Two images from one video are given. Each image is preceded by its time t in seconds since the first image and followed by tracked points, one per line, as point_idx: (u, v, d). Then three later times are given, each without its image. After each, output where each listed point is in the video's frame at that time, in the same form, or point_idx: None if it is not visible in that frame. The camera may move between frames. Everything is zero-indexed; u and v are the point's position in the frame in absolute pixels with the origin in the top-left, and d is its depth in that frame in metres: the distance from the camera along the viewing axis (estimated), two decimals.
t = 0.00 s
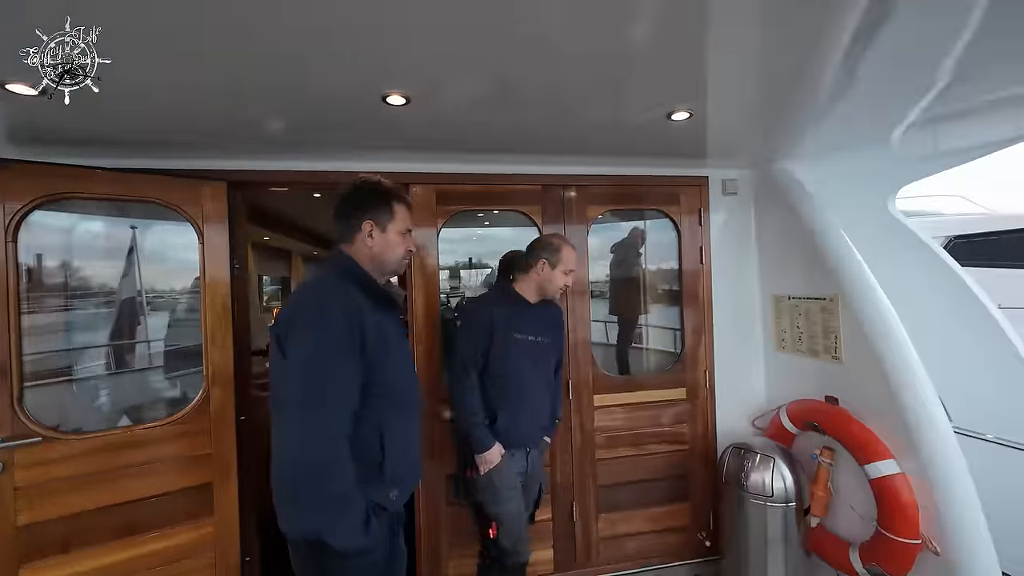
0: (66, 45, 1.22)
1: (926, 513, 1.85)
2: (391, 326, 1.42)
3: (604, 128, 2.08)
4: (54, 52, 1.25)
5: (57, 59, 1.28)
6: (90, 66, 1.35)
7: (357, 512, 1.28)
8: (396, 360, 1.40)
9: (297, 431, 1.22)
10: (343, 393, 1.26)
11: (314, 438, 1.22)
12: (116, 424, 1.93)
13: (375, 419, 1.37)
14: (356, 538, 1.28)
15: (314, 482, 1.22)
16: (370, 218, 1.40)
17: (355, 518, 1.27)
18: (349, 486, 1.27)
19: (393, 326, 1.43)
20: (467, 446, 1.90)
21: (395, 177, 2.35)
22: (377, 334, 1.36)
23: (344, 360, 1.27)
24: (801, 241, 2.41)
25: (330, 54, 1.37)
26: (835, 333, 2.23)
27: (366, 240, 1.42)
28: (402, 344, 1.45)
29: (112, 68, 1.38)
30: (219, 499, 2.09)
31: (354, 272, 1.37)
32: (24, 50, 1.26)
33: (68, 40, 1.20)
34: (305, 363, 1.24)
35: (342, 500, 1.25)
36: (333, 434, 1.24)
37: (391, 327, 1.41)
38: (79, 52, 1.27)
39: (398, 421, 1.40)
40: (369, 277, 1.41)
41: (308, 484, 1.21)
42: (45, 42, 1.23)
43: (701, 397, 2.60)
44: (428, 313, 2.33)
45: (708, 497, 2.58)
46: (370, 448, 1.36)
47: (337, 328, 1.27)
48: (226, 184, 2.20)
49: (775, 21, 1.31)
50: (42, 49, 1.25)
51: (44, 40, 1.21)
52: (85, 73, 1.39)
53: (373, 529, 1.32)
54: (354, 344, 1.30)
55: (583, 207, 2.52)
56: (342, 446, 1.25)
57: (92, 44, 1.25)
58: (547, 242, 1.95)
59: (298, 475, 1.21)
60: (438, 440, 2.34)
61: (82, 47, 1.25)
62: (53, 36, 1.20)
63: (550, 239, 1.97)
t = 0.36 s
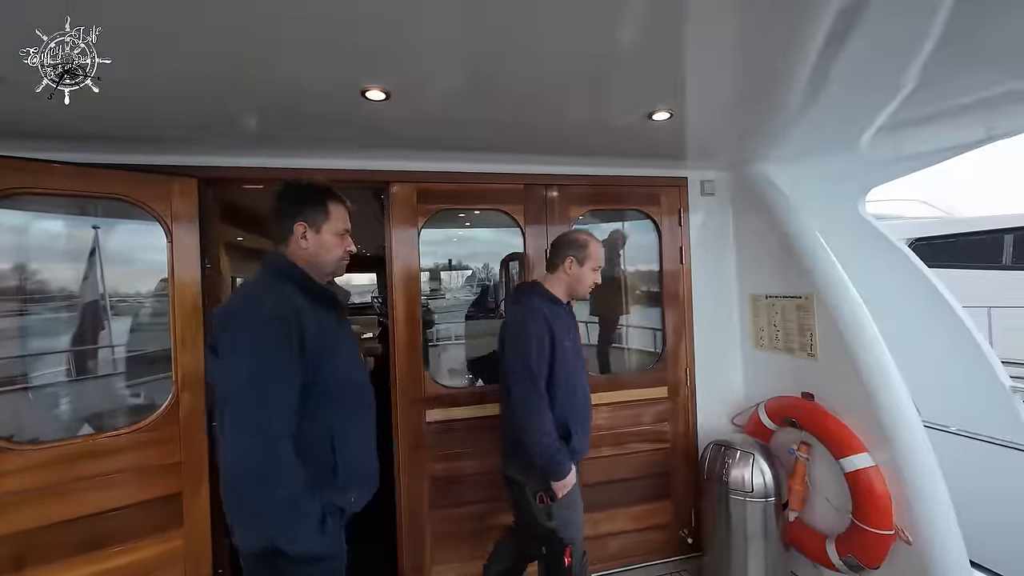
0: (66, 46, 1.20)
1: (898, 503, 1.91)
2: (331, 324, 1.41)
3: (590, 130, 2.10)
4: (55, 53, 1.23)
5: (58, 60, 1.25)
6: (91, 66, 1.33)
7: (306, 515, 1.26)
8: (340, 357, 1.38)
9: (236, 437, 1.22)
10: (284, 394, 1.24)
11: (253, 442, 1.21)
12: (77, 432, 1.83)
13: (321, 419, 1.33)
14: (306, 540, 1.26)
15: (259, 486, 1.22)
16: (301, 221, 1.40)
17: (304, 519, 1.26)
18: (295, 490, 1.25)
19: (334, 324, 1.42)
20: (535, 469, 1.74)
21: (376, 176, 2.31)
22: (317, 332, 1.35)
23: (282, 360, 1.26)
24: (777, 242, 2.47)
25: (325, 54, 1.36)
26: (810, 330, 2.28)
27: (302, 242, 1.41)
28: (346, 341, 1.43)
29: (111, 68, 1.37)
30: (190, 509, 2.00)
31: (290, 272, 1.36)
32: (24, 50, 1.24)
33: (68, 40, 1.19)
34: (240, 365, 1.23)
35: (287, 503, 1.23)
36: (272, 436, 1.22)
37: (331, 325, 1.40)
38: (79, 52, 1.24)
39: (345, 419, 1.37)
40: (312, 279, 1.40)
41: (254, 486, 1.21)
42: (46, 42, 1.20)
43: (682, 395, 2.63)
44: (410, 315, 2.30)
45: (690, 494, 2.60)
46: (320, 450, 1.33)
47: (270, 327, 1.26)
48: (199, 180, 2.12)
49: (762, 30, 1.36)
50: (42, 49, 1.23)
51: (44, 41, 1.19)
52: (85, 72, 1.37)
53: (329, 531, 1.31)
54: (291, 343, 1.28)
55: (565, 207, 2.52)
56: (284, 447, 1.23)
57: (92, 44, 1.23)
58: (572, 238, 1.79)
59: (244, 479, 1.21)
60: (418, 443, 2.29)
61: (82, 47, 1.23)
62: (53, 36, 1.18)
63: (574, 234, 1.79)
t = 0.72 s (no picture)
0: (65, 45, 1.19)
1: (902, 501, 1.96)
2: (310, 327, 1.45)
3: (596, 135, 2.12)
4: (54, 52, 1.22)
5: (57, 59, 1.25)
6: (91, 66, 1.32)
7: (278, 516, 1.27)
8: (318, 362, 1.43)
9: (212, 436, 1.21)
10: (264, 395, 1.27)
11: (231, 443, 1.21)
12: (90, 440, 1.82)
13: (297, 421, 1.38)
14: (276, 543, 1.27)
15: (232, 487, 1.21)
16: (287, 234, 1.45)
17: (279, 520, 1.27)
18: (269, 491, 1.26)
19: (312, 328, 1.46)
20: (617, 476, 1.69)
21: (388, 180, 2.32)
22: (297, 337, 1.39)
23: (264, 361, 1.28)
24: (781, 245, 2.52)
25: (333, 59, 1.36)
26: (814, 333, 2.34)
27: (290, 255, 1.46)
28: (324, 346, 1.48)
29: (113, 68, 1.35)
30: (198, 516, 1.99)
31: (276, 281, 1.42)
32: (23, 50, 1.23)
33: (68, 40, 1.18)
34: (216, 363, 1.24)
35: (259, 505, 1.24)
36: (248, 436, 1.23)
37: (309, 328, 1.44)
38: (79, 52, 1.23)
39: (322, 422, 1.41)
40: (300, 291, 1.46)
41: (229, 488, 1.21)
42: (45, 42, 1.19)
43: (688, 397, 2.67)
44: (418, 318, 2.31)
45: (697, 495, 2.64)
46: (290, 450, 1.37)
47: (253, 327, 1.28)
48: (212, 185, 2.14)
49: (766, 34, 1.36)
50: (42, 49, 1.22)
51: (44, 40, 1.18)
52: (86, 72, 1.35)
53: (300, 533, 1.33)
54: (270, 344, 1.31)
55: (573, 212, 2.55)
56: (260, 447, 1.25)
57: (93, 44, 1.21)
58: (649, 231, 1.78)
59: (216, 481, 1.21)
60: (431, 448, 2.30)
61: (82, 47, 1.22)
62: (53, 35, 1.17)
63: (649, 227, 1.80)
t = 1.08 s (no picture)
0: (65, 45, 1.20)
1: (902, 495, 2.01)
2: (294, 322, 1.41)
3: (598, 137, 2.15)
4: (55, 52, 1.23)
5: (57, 59, 1.25)
6: (91, 66, 1.32)
7: (269, 512, 1.24)
8: (305, 355, 1.38)
9: (196, 436, 1.20)
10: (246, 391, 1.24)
11: (215, 441, 1.19)
12: (102, 440, 1.83)
13: (284, 417, 1.34)
14: (266, 538, 1.25)
15: (221, 485, 1.19)
16: (272, 233, 1.42)
17: (271, 516, 1.24)
18: (255, 489, 1.22)
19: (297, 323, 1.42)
20: (691, 473, 1.75)
21: (396, 182, 2.35)
22: (280, 333, 1.35)
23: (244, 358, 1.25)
24: (780, 247, 2.57)
25: (336, 61, 1.36)
26: (814, 332, 2.39)
27: (273, 255, 1.43)
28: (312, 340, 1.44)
29: (113, 68, 1.35)
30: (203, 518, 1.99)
31: (261, 280, 1.38)
32: (24, 50, 1.23)
33: (68, 40, 1.18)
34: (197, 362, 1.22)
35: (246, 504, 1.21)
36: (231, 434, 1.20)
37: (294, 324, 1.40)
38: (79, 52, 1.24)
39: (311, 416, 1.37)
40: (286, 290, 1.43)
41: (217, 485, 1.19)
42: (45, 42, 1.20)
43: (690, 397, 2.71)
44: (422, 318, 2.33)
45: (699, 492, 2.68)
46: (280, 447, 1.34)
47: (232, 323, 1.26)
48: (224, 188, 2.16)
49: (764, 37, 1.38)
50: (42, 49, 1.22)
51: (44, 40, 1.19)
52: (85, 72, 1.35)
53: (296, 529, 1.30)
54: (252, 341, 1.28)
55: (577, 213, 2.59)
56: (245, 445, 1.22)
57: (93, 44, 1.22)
58: (722, 234, 1.81)
59: (205, 479, 1.19)
60: (440, 447, 2.33)
61: (82, 47, 1.22)
62: (53, 35, 1.17)
63: (720, 231, 1.82)
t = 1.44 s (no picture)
0: (65, 45, 1.20)
1: (886, 490, 2.05)
2: (270, 321, 1.31)
3: (591, 138, 2.17)
4: (54, 52, 1.23)
5: (57, 59, 1.25)
6: (91, 66, 1.32)
7: (244, 526, 1.14)
8: (286, 357, 1.29)
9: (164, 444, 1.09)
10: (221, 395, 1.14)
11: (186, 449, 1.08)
12: (90, 440, 1.81)
13: (261, 422, 1.25)
14: (246, 550, 1.16)
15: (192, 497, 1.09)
16: (240, 227, 1.29)
17: (246, 530, 1.15)
18: (234, 498, 1.13)
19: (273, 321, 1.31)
20: (762, 459, 1.75)
21: (388, 181, 2.35)
22: (259, 333, 1.25)
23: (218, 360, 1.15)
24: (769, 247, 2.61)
25: (336, 62, 1.37)
26: (801, 331, 2.43)
27: (241, 251, 1.30)
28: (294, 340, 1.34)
29: (112, 68, 1.35)
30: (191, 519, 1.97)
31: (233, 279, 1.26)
32: (23, 50, 1.23)
33: (68, 40, 1.18)
34: (162, 368, 1.10)
35: (225, 516, 1.11)
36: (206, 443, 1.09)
37: (269, 322, 1.30)
38: (79, 52, 1.24)
39: (291, 422, 1.28)
40: (257, 285, 1.31)
41: (187, 498, 1.08)
42: (45, 42, 1.20)
43: (681, 396, 2.74)
44: (414, 317, 2.34)
45: (690, 490, 2.71)
46: (259, 452, 1.25)
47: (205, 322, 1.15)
48: (216, 186, 2.14)
49: (757, 40, 1.41)
50: (42, 49, 1.22)
51: (44, 40, 1.19)
52: (85, 72, 1.35)
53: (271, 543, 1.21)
54: (224, 342, 1.18)
55: (568, 214, 2.61)
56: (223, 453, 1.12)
57: (93, 44, 1.21)
58: (779, 226, 1.82)
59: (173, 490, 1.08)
60: (432, 447, 2.33)
61: (82, 47, 1.22)
62: (52, 35, 1.17)
63: (777, 224, 1.83)
